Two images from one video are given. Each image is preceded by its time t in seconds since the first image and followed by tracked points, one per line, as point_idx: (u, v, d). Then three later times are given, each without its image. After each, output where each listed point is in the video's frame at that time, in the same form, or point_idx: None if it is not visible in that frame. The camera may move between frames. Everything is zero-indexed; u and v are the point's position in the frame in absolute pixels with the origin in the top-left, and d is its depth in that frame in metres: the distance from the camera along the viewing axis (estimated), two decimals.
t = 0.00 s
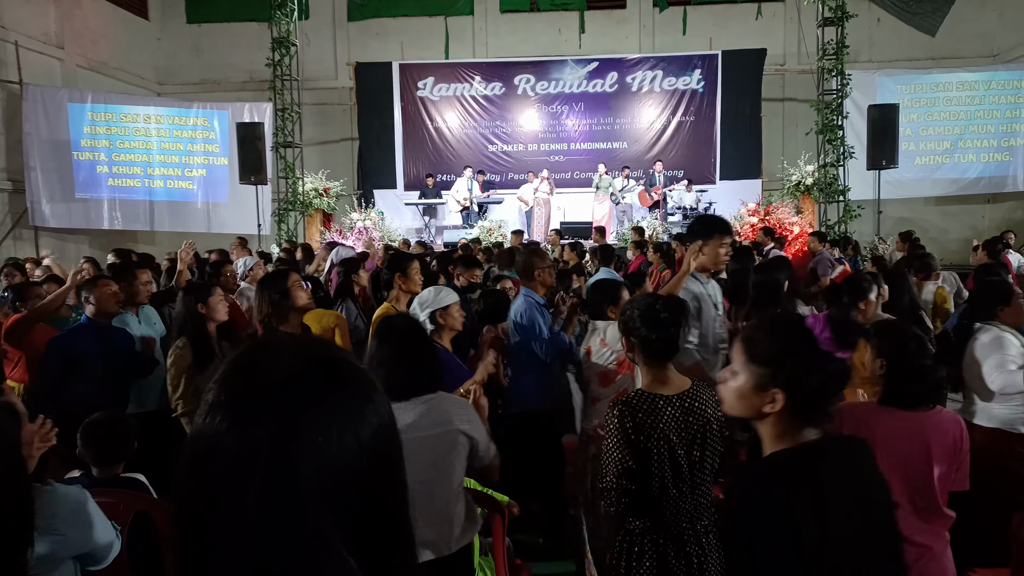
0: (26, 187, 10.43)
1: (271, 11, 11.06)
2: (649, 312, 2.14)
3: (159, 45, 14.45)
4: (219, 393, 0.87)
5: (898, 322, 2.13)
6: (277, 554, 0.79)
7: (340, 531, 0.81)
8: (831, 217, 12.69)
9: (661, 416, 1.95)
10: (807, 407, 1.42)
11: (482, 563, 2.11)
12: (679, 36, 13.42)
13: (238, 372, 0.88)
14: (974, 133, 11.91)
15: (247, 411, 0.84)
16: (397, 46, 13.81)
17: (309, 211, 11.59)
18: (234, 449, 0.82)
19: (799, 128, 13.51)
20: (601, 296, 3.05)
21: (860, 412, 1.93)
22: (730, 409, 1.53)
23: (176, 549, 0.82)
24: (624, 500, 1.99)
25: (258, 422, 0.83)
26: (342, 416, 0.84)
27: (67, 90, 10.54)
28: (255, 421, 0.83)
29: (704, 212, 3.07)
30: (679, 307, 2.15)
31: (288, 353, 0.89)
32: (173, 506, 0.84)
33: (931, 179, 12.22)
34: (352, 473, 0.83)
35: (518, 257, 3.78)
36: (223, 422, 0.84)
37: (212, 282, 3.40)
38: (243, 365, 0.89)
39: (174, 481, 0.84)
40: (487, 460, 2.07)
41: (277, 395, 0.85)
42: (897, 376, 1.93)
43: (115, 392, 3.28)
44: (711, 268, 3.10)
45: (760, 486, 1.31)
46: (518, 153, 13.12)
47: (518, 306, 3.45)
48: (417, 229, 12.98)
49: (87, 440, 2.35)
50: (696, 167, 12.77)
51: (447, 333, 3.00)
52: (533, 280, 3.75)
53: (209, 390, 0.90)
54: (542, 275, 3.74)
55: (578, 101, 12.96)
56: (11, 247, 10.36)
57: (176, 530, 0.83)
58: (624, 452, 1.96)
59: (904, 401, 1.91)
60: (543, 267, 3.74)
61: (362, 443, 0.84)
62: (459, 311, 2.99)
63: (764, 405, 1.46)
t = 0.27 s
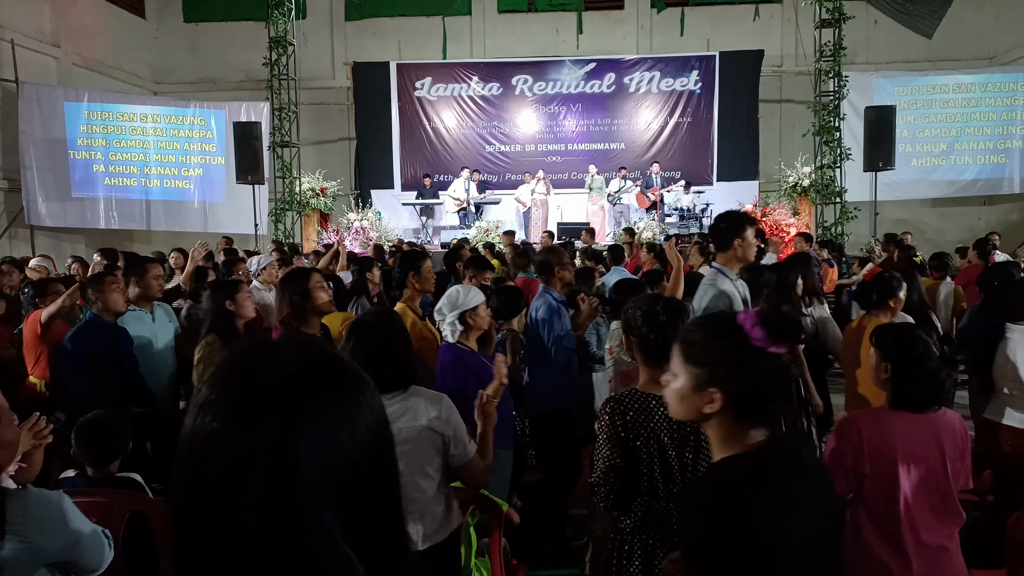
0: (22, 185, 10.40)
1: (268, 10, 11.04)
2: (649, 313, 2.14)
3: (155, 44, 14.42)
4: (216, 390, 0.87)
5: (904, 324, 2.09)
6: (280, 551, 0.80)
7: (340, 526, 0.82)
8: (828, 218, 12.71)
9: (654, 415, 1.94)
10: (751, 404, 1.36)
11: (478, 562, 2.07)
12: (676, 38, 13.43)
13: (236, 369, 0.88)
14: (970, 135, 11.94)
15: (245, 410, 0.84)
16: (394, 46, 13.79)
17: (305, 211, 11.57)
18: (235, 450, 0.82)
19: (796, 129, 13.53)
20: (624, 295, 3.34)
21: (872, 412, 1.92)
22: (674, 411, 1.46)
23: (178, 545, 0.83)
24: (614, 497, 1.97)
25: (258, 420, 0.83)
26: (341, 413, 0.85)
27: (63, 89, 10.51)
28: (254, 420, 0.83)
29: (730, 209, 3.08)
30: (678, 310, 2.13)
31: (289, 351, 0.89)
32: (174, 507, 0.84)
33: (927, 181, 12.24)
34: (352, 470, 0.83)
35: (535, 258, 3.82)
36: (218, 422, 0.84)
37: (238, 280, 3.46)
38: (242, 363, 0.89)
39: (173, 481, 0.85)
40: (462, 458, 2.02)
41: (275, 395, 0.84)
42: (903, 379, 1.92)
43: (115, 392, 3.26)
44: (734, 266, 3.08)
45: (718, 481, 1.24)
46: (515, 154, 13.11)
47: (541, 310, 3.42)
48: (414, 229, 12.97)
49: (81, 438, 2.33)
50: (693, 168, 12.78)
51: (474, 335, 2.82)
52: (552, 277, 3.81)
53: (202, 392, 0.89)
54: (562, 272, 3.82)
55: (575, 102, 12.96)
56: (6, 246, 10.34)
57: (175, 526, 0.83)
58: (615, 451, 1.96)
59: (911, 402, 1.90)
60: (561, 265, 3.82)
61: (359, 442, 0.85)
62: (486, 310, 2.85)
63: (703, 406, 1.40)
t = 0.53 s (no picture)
0: (17, 181, 10.36)
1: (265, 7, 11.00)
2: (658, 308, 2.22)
3: (152, 39, 14.37)
4: (201, 393, 0.90)
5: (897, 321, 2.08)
6: (264, 551, 0.82)
7: (324, 524, 0.84)
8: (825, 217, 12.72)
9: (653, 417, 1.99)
10: (710, 410, 1.34)
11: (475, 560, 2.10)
12: (675, 36, 13.42)
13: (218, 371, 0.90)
14: (967, 135, 11.96)
15: (224, 411, 0.86)
16: (392, 43, 13.76)
17: (303, 208, 11.55)
18: (216, 450, 0.84)
19: (794, 128, 13.54)
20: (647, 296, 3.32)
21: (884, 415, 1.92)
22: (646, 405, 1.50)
23: (169, 546, 0.86)
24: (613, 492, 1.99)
25: (235, 422, 0.85)
26: (320, 411, 0.85)
27: (59, 84, 10.47)
28: (234, 421, 0.85)
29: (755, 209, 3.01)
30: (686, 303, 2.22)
31: (273, 351, 0.90)
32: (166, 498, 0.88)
33: (924, 181, 12.26)
34: (334, 470, 0.84)
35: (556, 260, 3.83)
36: (202, 419, 0.87)
37: (259, 277, 3.42)
38: (223, 367, 0.91)
39: (164, 475, 0.88)
40: (459, 467, 1.92)
41: (254, 397, 0.86)
42: (902, 380, 1.96)
43: (113, 388, 3.24)
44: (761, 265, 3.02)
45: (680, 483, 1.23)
46: (513, 151, 13.10)
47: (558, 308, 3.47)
48: (412, 226, 12.95)
49: (76, 436, 2.33)
50: (691, 167, 12.79)
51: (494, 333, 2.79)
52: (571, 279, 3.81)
53: (192, 389, 0.92)
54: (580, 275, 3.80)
55: (573, 100, 12.95)
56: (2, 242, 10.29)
57: (166, 519, 0.87)
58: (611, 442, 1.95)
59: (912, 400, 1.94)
60: (582, 267, 3.80)
61: (343, 447, 0.85)
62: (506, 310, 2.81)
63: (658, 402, 1.44)
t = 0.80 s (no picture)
0: (26, 181, 10.42)
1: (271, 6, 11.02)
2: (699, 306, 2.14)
3: (159, 39, 14.42)
4: (203, 389, 0.91)
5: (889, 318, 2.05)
6: (255, 551, 0.82)
7: (315, 526, 0.83)
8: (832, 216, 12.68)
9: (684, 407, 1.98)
10: (704, 410, 1.37)
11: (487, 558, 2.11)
12: (681, 33, 13.38)
13: (220, 368, 0.92)
14: (975, 132, 11.88)
15: (221, 403, 0.87)
16: (398, 41, 13.77)
17: (309, 206, 11.56)
18: (211, 446, 0.85)
19: (801, 126, 13.48)
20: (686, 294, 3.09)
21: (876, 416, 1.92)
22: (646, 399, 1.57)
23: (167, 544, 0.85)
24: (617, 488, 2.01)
25: (231, 416, 0.86)
26: (317, 409, 0.86)
27: (67, 84, 10.52)
28: (229, 417, 0.86)
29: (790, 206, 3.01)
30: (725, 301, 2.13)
31: (276, 350, 0.92)
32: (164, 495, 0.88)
33: (932, 178, 12.19)
34: (330, 469, 0.84)
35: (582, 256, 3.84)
36: (199, 416, 0.88)
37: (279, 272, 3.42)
38: (224, 364, 0.92)
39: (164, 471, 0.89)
40: (493, 474, 1.91)
41: (251, 395, 0.87)
42: (899, 380, 1.93)
43: (128, 385, 3.25)
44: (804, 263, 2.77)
45: (666, 477, 1.27)
46: (518, 150, 13.09)
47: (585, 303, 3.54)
48: (418, 225, 12.95)
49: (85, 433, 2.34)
50: (697, 165, 12.75)
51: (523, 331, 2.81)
52: (599, 277, 3.80)
53: (194, 386, 0.93)
54: (610, 273, 3.79)
55: (579, 98, 12.94)
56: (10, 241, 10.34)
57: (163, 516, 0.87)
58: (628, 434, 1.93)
59: (905, 401, 1.93)
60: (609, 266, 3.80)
61: (338, 447, 0.85)
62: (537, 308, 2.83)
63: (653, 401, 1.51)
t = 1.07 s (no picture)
0: (29, 187, 10.45)
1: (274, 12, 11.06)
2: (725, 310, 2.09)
3: (162, 46, 14.47)
4: (202, 388, 0.90)
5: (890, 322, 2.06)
6: (250, 555, 0.81)
7: (313, 528, 0.84)
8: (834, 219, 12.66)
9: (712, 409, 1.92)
10: (696, 427, 1.35)
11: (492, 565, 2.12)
12: (682, 38, 13.40)
13: (218, 367, 0.91)
14: (977, 135, 11.88)
15: (221, 402, 0.86)
16: (399, 47, 13.81)
17: (311, 212, 11.58)
18: (209, 448, 0.84)
19: (802, 129, 13.48)
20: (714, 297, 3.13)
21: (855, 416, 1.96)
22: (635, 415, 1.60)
23: (162, 547, 0.85)
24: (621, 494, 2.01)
25: (230, 417, 0.85)
26: (316, 413, 0.86)
27: (70, 91, 10.56)
28: (228, 416, 0.85)
29: (815, 210, 3.09)
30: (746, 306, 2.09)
31: (275, 350, 0.91)
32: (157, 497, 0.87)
33: (934, 181, 12.18)
34: (327, 472, 0.85)
35: (603, 260, 3.87)
36: (198, 417, 0.87)
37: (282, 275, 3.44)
38: (222, 363, 0.91)
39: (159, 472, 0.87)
40: (517, 470, 2.01)
41: (252, 395, 0.86)
42: (889, 387, 1.92)
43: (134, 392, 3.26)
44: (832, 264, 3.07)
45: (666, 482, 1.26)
46: (520, 154, 13.10)
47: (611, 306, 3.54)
48: (419, 230, 12.95)
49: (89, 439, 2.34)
50: (699, 168, 12.74)
51: (549, 330, 2.86)
52: (620, 281, 3.81)
53: (191, 387, 0.92)
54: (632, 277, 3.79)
55: (580, 102, 12.95)
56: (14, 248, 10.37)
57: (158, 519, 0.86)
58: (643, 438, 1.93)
59: (897, 408, 1.92)
60: (628, 268, 3.80)
61: (336, 451, 0.86)
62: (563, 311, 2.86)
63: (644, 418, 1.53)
